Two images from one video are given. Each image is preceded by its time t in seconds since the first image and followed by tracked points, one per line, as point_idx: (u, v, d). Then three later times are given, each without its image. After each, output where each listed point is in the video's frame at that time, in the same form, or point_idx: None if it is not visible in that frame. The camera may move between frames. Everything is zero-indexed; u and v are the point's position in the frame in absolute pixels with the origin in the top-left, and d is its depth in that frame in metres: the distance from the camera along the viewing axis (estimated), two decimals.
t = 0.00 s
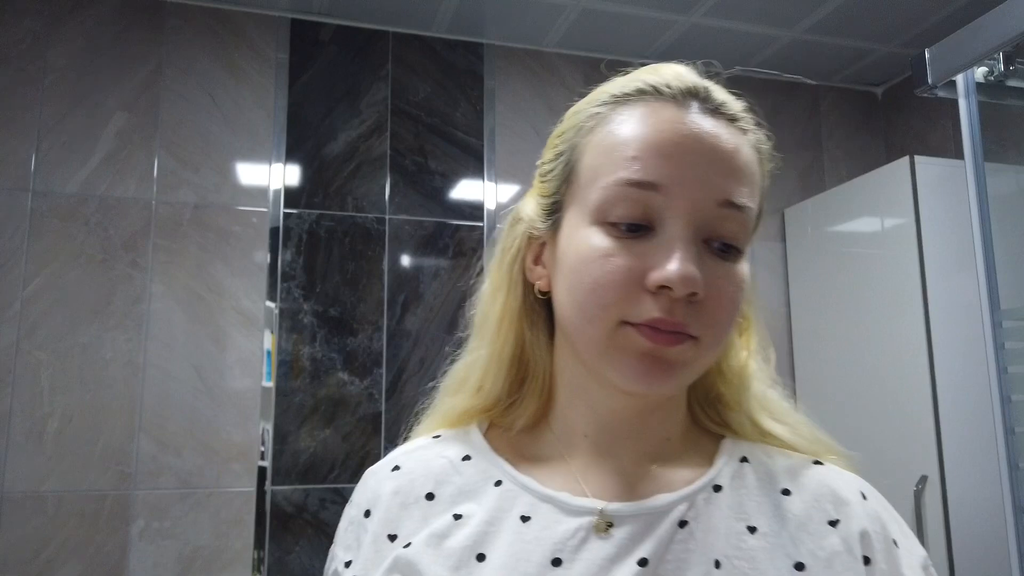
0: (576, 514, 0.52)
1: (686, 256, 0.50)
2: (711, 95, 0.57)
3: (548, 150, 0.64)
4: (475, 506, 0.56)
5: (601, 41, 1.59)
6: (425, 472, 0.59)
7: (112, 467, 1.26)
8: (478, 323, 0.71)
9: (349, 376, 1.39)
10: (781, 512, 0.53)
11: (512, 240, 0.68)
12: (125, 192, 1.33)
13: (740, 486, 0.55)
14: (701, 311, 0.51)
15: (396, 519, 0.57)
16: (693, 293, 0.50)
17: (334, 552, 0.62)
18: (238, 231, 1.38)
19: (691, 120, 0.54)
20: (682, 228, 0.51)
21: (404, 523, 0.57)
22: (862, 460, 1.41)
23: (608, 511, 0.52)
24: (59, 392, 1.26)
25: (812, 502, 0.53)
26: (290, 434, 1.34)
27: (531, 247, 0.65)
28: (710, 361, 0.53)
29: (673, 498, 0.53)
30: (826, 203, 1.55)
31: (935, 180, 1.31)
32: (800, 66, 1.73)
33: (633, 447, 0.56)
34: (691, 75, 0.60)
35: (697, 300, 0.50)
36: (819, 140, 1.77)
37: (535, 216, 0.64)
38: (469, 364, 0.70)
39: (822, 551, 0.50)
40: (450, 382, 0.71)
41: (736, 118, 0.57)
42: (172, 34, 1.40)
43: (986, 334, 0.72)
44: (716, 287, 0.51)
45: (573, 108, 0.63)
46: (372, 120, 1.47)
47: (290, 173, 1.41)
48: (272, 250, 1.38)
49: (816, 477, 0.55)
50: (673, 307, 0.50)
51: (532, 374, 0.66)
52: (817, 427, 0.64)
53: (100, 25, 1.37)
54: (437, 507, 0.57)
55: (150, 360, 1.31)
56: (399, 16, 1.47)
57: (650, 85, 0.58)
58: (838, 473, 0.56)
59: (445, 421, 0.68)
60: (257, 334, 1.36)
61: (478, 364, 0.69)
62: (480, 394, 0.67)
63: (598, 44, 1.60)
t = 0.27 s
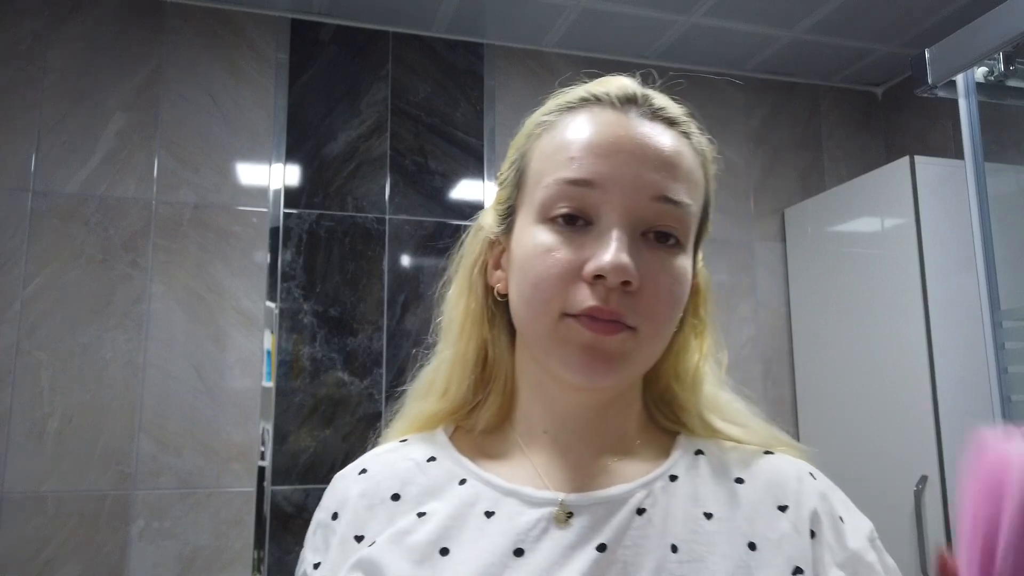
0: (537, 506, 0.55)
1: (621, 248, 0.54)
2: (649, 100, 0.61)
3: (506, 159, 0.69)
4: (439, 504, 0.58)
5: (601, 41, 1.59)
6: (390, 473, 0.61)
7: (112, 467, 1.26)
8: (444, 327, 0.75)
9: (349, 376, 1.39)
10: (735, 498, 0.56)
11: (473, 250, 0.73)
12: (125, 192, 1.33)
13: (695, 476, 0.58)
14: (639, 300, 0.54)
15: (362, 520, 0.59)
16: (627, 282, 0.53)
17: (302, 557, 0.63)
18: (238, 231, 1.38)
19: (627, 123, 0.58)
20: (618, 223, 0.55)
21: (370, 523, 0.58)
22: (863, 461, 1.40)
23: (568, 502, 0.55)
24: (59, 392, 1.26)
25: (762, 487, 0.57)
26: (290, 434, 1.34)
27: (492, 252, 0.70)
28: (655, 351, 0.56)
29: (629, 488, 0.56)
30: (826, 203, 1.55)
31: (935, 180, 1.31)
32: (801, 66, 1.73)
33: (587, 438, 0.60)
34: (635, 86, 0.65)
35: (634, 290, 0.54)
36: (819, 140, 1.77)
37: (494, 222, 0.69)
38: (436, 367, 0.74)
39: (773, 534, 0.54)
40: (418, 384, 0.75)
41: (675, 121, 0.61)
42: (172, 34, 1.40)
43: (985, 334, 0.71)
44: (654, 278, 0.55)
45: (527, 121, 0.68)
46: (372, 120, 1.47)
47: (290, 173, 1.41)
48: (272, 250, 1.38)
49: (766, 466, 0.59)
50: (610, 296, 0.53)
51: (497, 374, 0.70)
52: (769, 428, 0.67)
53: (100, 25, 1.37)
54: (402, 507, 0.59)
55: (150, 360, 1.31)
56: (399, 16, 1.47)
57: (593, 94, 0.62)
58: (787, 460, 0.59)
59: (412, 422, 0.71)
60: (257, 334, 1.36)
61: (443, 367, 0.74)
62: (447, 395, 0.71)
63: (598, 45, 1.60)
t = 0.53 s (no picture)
0: (505, 501, 0.58)
1: (587, 253, 0.55)
2: (625, 109, 0.62)
3: (487, 163, 0.71)
4: (409, 501, 0.61)
5: (601, 41, 1.58)
6: (364, 472, 0.64)
7: (112, 467, 1.26)
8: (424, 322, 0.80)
9: (350, 376, 1.39)
10: (698, 488, 0.58)
11: (453, 251, 0.76)
12: (125, 192, 1.33)
13: (660, 467, 0.61)
14: (603, 304, 0.55)
15: (337, 518, 0.62)
16: (592, 286, 0.54)
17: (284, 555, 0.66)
18: (238, 231, 1.38)
19: (600, 129, 0.59)
20: (586, 228, 0.56)
21: (343, 520, 0.61)
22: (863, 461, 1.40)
23: (533, 496, 0.58)
24: (59, 392, 1.26)
25: (725, 475, 0.59)
26: (290, 434, 1.34)
27: (471, 254, 0.73)
28: (622, 354, 0.57)
29: (593, 481, 0.58)
30: (826, 203, 1.55)
31: (936, 180, 1.31)
32: (801, 66, 1.73)
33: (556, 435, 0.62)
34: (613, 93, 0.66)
35: (599, 294, 0.54)
36: (820, 140, 1.77)
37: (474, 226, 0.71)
38: (414, 364, 0.79)
39: (733, 519, 0.56)
40: (399, 375, 0.80)
41: (650, 131, 0.62)
42: (172, 34, 1.40)
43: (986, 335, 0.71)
44: (621, 283, 0.55)
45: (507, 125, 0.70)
46: (372, 120, 1.47)
47: (290, 173, 1.41)
48: (272, 250, 1.38)
49: (728, 455, 0.61)
50: (575, 299, 0.54)
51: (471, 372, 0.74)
52: (734, 424, 0.70)
53: (100, 25, 1.37)
54: (374, 504, 0.62)
55: (149, 360, 1.31)
56: (399, 16, 1.47)
57: (571, 101, 0.64)
58: (750, 449, 0.62)
59: (392, 415, 0.77)
60: (257, 334, 1.36)
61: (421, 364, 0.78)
62: (423, 392, 0.75)
63: (599, 45, 1.60)
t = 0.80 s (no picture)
0: (479, 503, 0.59)
1: (557, 254, 0.53)
2: (598, 108, 0.61)
3: (465, 167, 0.70)
4: (389, 503, 0.62)
5: (601, 41, 1.58)
6: (348, 476, 0.67)
7: (112, 467, 1.26)
8: (407, 322, 0.82)
9: (349, 376, 1.39)
10: (672, 484, 0.58)
11: (433, 252, 0.78)
12: (125, 192, 1.33)
13: (635, 465, 0.60)
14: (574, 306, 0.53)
15: (322, 521, 0.64)
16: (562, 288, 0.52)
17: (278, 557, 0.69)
18: (238, 231, 1.38)
19: (571, 128, 0.57)
20: (557, 228, 0.54)
21: (328, 522, 0.64)
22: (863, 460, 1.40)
23: (506, 496, 0.58)
24: (59, 392, 1.26)
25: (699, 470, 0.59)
26: (290, 434, 1.34)
27: (451, 256, 0.73)
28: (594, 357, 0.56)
29: (567, 479, 0.58)
30: (826, 203, 1.55)
31: (936, 180, 1.31)
32: (801, 66, 1.73)
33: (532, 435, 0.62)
34: (590, 93, 0.64)
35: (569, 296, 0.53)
36: (819, 140, 1.77)
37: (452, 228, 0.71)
38: (398, 364, 0.82)
39: (704, 511, 0.56)
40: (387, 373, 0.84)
41: (623, 130, 0.61)
42: (172, 34, 1.40)
43: (986, 335, 0.71)
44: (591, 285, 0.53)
45: (485, 128, 0.69)
46: (372, 120, 1.47)
47: (290, 173, 1.41)
48: (272, 250, 1.38)
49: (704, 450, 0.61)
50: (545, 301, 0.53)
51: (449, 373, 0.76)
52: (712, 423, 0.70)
53: (100, 25, 1.37)
54: (357, 506, 0.64)
55: (149, 360, 1.31)
56: (399, 16, 1.47)
57: (544, 102, 0.63)
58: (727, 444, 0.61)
59: (378, 413, 0.81)
60: (257, 334, 1.36)
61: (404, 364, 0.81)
62: (403, 393, 0.78)
63: (599, 45, 1.60)
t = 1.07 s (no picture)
0: (460, 505, 0.60)
1: (529, 259, 0.53)
2: (572, 113, 0.61)
3: (443, 172, 0.71)
4: (376, 505, 0.63)
5: (601, 41, 1.58)
6: (337, 480, 0.67)
7: (112, 467, 1.26)
8: (392, 328, 0.83)
9: (349, 376, 1.39)
10: (649, 485, 0.59)
11: (415, 259, 0.78)
12: (125, 192, 1.33)
13: (615, 467, 0.62)
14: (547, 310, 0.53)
15: (311, 523, 0.65)
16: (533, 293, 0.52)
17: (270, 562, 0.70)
18: (238, 231, 1.38)
19: (543, 133, 0.57)
20: (529, 233, 0.54)
21: (316, 525, 0.64)
22: (863, 460, 1.40)
23: (487, 497, 0.59)
24: (59, 392, 1.26)
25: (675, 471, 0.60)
26: (290, 435, 1.34)
27: (432, 260, 0.73)
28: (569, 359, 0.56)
29: (547, 480, 0.60)
30: (826, 203, 1.55)
31: (936, 179, 1.31)
32: (801, 66, 1.73)
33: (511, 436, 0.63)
34: (564, 96, 0.64)
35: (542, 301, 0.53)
36: (819, 140, 1.77)
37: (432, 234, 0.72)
38: (385, 370, 0.82)
39: (678, 509, 0.57)
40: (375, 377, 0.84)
41: (597, 133, 0.61)
42: (172, 34, 1.40)
43: (986, 335, 0.71)
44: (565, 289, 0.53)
45: (461, 134, 0.69)
46: (372, 120, 1.47)
47: (290, 173, 1.41)
48: (272, 250, 1.38)
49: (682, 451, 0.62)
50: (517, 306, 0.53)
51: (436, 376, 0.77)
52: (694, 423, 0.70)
53: (100, 25, 1.37)
54: (345, 509, 0.64)
55: (149, 360, 1.31)
56: (399, 16, 1.47)
57: (519, 107, 0.63)
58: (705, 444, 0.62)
59: (368, 417, 0.82)
60: (257, 334, 1.36)
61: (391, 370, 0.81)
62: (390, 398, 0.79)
63: (599, 45, 1.60)
